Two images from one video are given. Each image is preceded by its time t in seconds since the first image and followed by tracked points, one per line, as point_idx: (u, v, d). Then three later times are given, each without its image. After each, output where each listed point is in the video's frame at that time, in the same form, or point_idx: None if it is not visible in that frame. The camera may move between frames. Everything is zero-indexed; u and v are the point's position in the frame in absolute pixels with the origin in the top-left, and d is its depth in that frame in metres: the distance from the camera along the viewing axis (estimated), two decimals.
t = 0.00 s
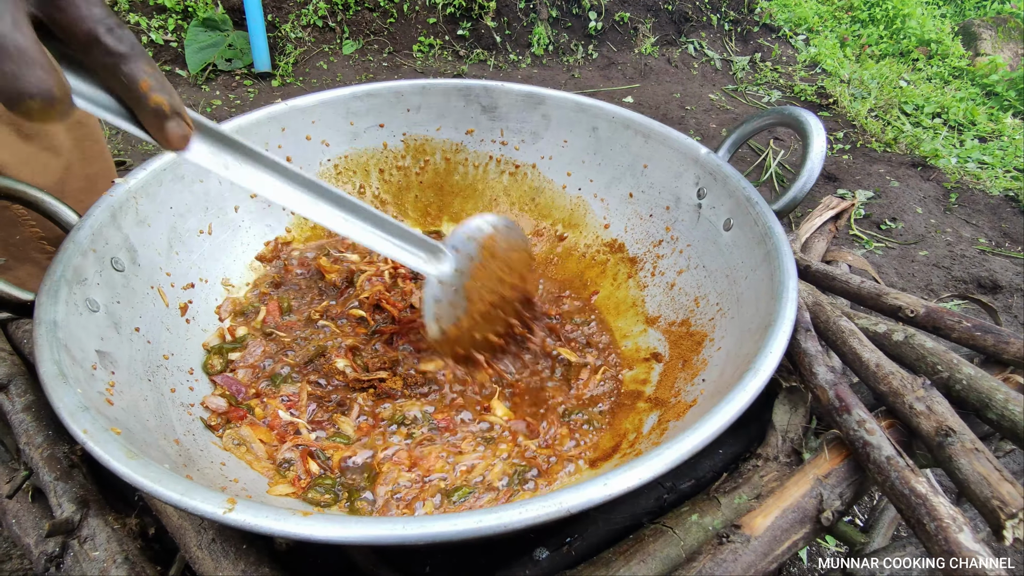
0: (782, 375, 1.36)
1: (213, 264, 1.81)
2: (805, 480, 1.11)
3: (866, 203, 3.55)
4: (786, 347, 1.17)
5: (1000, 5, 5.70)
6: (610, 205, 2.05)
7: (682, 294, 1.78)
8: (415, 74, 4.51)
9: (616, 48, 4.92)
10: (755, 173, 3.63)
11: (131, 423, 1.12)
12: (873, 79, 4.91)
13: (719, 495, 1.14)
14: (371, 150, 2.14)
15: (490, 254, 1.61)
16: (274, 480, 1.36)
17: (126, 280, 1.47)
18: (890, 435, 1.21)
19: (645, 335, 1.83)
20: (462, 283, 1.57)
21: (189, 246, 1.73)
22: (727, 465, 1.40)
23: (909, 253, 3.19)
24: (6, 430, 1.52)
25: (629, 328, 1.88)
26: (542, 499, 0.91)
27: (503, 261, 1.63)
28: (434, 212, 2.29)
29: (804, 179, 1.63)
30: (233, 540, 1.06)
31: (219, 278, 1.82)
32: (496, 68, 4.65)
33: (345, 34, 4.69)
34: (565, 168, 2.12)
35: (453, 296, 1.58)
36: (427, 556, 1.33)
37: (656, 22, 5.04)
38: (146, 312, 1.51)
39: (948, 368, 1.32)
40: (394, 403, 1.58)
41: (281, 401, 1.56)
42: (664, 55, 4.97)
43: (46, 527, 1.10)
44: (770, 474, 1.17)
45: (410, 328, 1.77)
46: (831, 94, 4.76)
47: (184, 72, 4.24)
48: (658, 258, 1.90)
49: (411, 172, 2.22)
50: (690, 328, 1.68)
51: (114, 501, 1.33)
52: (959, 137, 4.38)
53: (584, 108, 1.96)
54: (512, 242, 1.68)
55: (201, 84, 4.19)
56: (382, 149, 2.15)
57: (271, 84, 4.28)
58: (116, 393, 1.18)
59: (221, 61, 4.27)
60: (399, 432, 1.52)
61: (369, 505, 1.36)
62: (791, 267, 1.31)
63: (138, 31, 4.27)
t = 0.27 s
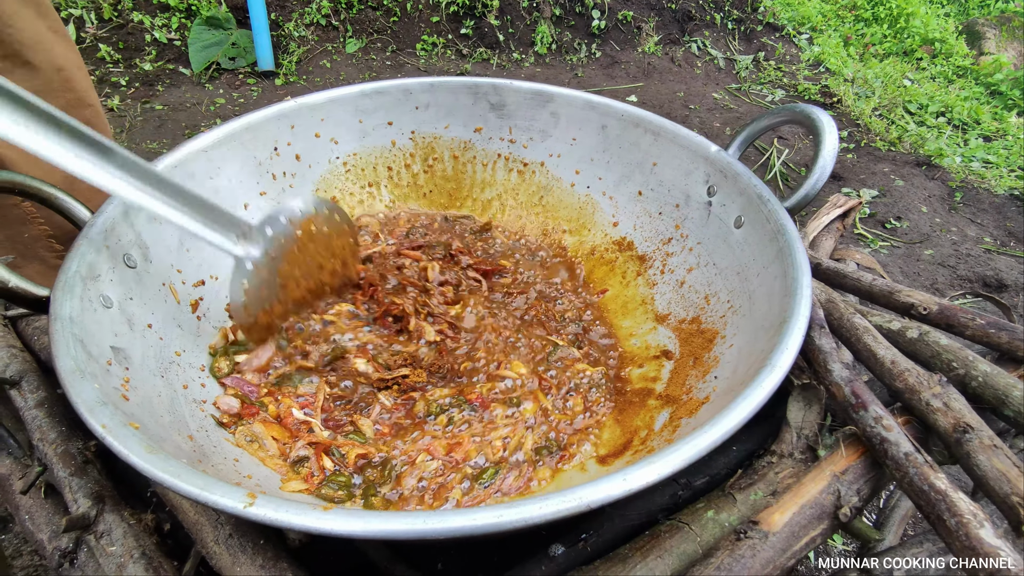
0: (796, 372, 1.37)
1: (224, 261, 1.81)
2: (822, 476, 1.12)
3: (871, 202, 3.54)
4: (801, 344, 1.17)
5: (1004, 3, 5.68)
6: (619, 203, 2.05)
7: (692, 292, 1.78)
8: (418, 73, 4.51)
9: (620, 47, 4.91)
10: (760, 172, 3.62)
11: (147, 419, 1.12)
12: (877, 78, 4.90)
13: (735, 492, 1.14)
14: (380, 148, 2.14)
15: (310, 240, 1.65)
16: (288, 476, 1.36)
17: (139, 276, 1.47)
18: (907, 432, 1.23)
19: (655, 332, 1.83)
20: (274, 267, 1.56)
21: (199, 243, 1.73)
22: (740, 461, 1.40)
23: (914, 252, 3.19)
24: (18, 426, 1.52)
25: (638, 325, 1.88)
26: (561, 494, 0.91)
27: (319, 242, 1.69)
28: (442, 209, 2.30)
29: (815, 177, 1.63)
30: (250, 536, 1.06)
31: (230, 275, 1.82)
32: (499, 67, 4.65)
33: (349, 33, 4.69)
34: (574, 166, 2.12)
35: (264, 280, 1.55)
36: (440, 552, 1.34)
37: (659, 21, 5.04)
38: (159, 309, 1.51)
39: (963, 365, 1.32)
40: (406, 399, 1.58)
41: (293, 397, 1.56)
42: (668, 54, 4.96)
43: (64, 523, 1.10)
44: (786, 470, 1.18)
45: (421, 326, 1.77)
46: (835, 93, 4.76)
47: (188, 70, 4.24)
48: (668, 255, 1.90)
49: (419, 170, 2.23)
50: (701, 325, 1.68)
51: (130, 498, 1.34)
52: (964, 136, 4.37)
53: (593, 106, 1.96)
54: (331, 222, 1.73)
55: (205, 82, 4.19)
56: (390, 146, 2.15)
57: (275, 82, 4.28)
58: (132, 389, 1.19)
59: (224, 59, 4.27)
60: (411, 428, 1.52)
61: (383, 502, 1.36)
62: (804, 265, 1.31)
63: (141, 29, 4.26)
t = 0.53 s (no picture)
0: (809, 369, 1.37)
1: (234, 258, 1.82)
2: (839, 471, 1.13)
3: (876, 201, 3.54)
4: (815, 341, 1.18)
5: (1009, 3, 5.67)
6: (628, 201, 2.05)
7: (702, 290, 1.78)
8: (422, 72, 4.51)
9: (623, 46, 4.91)
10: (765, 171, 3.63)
11: (164, 414, 1.13)
12: (881, 77, 4.90)
13: (750, 488, 1.15)
14: (389, 146, 2.14)
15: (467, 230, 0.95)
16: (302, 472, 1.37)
17: (152, 273, 1.47)
18: (922, 427, 1.23)
19: (666, 330, 1.84)
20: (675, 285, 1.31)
21: (211, 239, 1.74)
22: (753, 458, 1.40)
23: (919, 251, 3.19)
24: (33, 422, 1.53)
25: (648, 323, 1.89)
26: (580, 488, 0.91)
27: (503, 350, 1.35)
28: (451, 207, 2.30)
29: (827, 174, 1.63)
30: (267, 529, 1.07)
31: (240, 272, 1.83)
32: (503, 66, 4.65)
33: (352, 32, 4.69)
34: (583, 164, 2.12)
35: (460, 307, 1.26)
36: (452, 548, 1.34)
37: (663, 20, 5.03)
38: (172, 305, 1.52)
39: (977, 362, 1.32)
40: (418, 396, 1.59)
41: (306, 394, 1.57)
42: (671, 53, 4.96)
43: (83, 516, 1.11)
44: (800, 466, 1.18)
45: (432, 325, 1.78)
46: (839, 92, 4.75)
47: (192, 69, 4.25)
48: (678, 253, 1.91)
49: (428, 168, 2.23)
50: (712, 322, 1.68)
51: (146, 494, 1.35)
52: (968, 135, 4.37)
53: (602, 103, 1.96)
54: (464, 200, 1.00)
55: (209, 81, 4.19)
56: (400, 144, 2.15)
57: (279, 80, 4.28)
58: (148, 384, 1.19)
59: (229, 58, 4.28)
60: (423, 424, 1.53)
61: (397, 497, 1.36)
62: (817, 262, 1.31)
63: (146, 28, 4.27)
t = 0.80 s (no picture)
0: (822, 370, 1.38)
1: (245, 258, 1.82)
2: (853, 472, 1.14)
3: (881, 202, 3.54)
4: (828, 341, 1.18)
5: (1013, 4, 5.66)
6: (636, 201, 2.05)
7: (711, 290, 1.78)
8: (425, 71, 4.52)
9: (627, 46, 4.91)
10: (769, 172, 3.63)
11: (179, 413, 1.13)
12: (885, 78, 4.90)
13: (764, 487, 1.15)
14: (397, 146, 2.15)
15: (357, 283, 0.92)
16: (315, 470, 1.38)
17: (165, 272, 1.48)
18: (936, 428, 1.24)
19: (676, 330, 1.84)
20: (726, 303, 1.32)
21: (222, 239, 1.74)
22: (765, 458, 1.41)
23: (924, 251, 3.19)
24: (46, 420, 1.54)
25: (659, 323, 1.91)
26: (597, 488, 0.91)
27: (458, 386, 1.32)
28: (459, 207, 2.31)
29: (838, 175, 1.63)
30: (283, 527, 1.07)
31: (250, 272, 1.84)
32: (506, 66, 4.65)
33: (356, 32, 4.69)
34: (591, 164, 2.12)
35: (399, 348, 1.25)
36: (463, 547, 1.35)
37: (666, 20, 5.03)
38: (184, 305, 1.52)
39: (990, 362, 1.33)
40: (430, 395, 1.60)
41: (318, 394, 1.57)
42: (675, 53, 4.96)
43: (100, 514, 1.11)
44: (814, 466, 1.19)
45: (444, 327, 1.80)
46: (843, 92, 4.75)
47: (197, 69, 4.25)
48: (686, 253, 1.91)
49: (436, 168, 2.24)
50: (722, 323, 1.68)
51: (160, 492, 1.36)
52: (973, 136, 4.36)
53: (610, 104, 1.96)
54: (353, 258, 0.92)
55: (214, 80, 4.20)
56: (408, 144, 2.16)
57: (283, 80, 4.29)
58: (163, 383, 1.20)
59: (233, 58, 4.29)
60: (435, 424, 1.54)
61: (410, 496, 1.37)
62: (829, 262, 1.31)
63: (151, 27, 4.27)
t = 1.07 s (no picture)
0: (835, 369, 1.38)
1: (254, 256, 1.83)
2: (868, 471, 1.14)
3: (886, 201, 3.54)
4: (842, 340, 1.18)
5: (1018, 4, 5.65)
6: (645, 200, 2.05)
7: (721, 289, 1.78)
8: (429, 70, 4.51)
9: (631, 45, 4.90)
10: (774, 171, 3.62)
11: (194, 409, 1.13)
12: (890, 78, 4.89)
13: (778, 485, 1.15)
14: (405, 145, 2.15)
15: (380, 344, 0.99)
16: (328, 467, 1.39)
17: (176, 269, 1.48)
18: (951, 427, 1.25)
19: (685, 329, 1.85)
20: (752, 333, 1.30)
21: (232, 237, 1.75)
22: (777, 456, 1.41)
23: (930, 251, 3.19)
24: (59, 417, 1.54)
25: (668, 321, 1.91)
26: (614, 485, 0.92)
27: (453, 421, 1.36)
28: (467, 206, 2.32)
29: (850, 174, 1.63)
30: (298, 525, 1.08)
31: (260, 270, 1.84)
32: (510, 65, 4.65)
33: (360, 31, 4.69)
34: (599, 163, 2.12)
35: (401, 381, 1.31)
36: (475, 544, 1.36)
37: (671, 20, 5.02)
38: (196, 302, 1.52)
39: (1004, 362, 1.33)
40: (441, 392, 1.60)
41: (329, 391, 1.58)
42: (679, 52, 4.95)
43: (117, 511, 1.12)
44: (828, 465, 1.20)
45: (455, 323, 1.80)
46: (848, 92, 4.74)
47: (201, 68, 4.25)
48: (695, 252, 1.91)
49: (445, 167, 2.24)
50: (732, 322, 1.68)
51: (172, 489, 1.36)
52: (978, 136, 4.36)
53: (620, 103, 1.96)
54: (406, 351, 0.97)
55: (218, 79, 4.20)
56: (417, 143, 2.16)
57: (287, 79, 4.29)
58: (177, 380, 1.20)
59: (238, 56, 4.28)
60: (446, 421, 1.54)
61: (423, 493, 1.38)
62: (842, 261, 1.31)
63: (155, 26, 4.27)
